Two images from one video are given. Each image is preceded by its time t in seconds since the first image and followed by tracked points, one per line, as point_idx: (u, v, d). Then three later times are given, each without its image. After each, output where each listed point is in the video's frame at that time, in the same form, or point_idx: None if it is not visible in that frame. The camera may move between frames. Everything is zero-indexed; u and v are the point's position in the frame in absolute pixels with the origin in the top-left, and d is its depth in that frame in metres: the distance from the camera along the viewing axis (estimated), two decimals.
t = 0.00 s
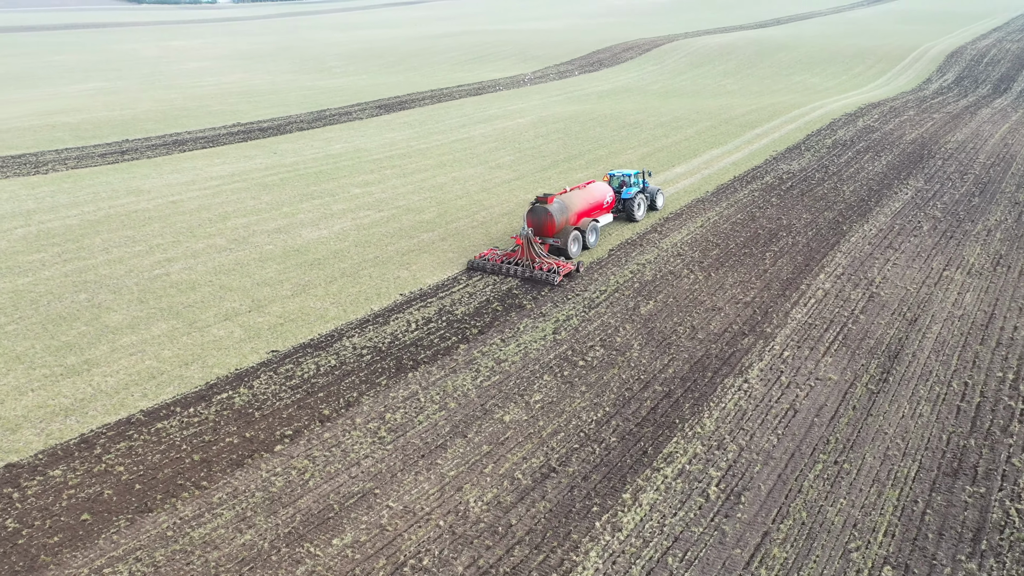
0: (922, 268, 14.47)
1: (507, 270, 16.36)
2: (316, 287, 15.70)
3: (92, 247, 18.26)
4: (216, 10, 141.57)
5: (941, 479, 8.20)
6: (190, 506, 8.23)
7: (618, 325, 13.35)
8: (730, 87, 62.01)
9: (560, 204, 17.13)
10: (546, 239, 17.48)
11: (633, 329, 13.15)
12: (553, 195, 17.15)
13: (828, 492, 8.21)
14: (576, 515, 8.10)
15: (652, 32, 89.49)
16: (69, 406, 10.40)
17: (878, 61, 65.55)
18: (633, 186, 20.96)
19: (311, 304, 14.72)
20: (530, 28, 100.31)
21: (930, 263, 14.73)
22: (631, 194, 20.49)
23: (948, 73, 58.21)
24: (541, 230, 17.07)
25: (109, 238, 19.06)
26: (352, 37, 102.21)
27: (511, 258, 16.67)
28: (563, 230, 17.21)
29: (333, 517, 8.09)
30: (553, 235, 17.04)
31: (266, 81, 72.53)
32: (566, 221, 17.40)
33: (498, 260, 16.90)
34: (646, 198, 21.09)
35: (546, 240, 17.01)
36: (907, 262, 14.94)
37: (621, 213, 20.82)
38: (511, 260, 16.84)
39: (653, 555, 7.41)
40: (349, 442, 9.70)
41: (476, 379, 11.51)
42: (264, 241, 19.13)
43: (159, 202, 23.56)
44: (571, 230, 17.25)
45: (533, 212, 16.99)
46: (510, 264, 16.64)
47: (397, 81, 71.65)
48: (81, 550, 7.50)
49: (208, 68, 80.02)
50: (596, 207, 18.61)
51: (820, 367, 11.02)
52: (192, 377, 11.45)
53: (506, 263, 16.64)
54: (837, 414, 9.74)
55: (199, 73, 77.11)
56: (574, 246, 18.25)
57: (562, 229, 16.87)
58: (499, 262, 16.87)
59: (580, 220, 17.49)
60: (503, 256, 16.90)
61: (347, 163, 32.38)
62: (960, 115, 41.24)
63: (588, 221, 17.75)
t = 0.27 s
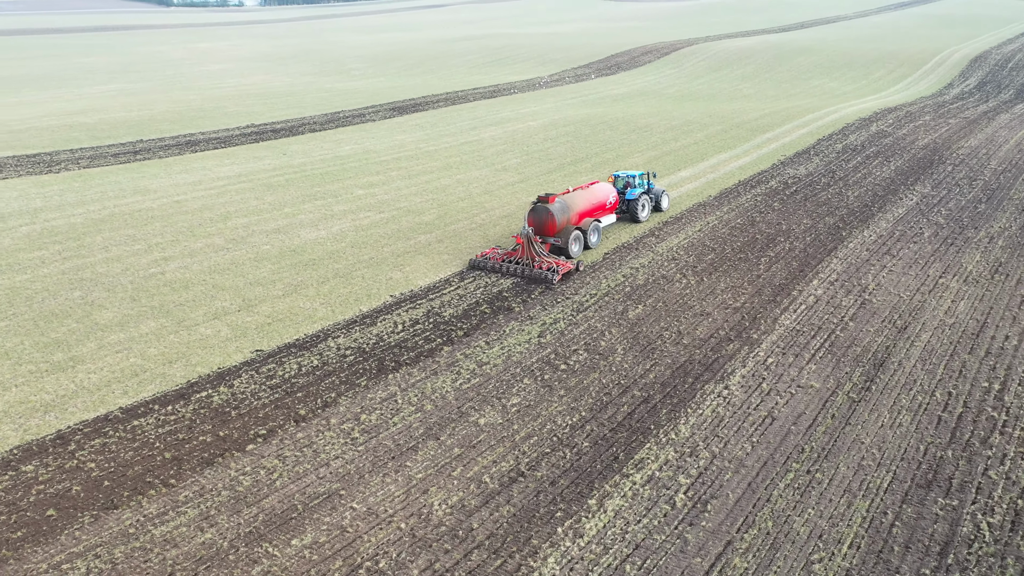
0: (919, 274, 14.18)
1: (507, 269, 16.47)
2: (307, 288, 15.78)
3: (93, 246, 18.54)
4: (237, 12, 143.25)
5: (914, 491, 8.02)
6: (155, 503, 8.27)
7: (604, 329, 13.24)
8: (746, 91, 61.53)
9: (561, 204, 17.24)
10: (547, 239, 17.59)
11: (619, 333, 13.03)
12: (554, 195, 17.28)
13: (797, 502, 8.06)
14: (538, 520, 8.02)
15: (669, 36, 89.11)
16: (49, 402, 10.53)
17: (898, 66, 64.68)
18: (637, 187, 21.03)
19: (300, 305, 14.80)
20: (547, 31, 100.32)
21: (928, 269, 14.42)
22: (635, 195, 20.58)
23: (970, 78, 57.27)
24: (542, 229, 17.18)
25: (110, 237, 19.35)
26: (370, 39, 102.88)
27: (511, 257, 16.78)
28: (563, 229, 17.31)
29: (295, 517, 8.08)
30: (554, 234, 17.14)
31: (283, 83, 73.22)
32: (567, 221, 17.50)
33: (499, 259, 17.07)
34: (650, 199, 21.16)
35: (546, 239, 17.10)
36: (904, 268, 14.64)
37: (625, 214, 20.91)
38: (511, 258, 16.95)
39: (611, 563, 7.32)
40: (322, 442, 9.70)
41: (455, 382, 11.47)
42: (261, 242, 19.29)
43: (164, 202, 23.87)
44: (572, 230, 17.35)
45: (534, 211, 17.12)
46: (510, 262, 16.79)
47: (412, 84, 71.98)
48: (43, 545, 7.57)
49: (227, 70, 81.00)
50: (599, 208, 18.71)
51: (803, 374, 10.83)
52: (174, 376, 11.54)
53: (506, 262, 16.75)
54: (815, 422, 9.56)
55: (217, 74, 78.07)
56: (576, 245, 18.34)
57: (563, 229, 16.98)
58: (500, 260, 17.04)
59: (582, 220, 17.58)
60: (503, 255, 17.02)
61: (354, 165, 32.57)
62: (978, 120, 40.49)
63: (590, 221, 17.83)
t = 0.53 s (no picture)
0: (913, 279, 13.89)
1: (507, 266, 16.70)
2: (298, 286, 15.91)
3: (93, 244, 18.85)
4: (258, 14, 144.95)
5: (881, 500, 7.86)
6: (120, 497, 8.34)
7: (588, 332, 13.16)
8: (762, 94, 61.00)
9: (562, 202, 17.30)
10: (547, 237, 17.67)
11: (603, 335, 12.94)
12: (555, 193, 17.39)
13: (760, 509, 7.93)
14: (498, 521, 7.98)
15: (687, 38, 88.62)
16: (31, 396, 10.70)
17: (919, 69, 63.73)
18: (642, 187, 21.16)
19: (289, 303, 14.93)
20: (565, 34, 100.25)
21: (923, 274, 14.12)
22: (639, 195, 20.71)
23: (994, 82, 56.24)
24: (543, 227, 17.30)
25: (112, 235, 19.67)
26: (388, 41, 103.47)
27: (512, 254, 17.01)
28: (564, 227, 17.37)
29: (256, 514, 8.10)
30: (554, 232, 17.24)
31: (299, 84, 73.87)
32: (568, 219, 17.56)
33: (499, 256, 17.28)
34: (654, 199, 21.28)
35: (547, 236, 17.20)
36: (899, 272, 14.36)
37: (629, 213, 21.04)
38: (512, 255, 17.18)
39: (565, 566, 7.26)
40: (293, 440, 9.73)
41: (433, 382, 11.46)
42: (259, 240, 19.49)
43: (168, 201, 24.21)
44: (572, 228, 17.41)
45: (535, 209, 17.25)
46: (510, 260, 17.01)
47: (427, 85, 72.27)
48: (6, 537, 7.68)
49: (245, 70, 81.94)
50: (601, 207, 18.79)
51: (783, 379, 10.67)
52: (156, 372, 11.67)
53: (507, 259, 16.98)
54: (788, 429, 9.42)
55: (235, 75, 78.99)
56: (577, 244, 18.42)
57: (563, 226, 17.05)
58: (500, 257, 17.25)
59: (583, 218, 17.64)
60: (504, 252, 17.25)
61: (360, 165, 32.78)
62: (998, 124, 39.68)
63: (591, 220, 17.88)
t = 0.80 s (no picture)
0: (905, 282, 13.64)
1: (507, 261, 16.92)
2: (289, 282, 16.06)
3: (94, 239, 19.18)
4: (280, 13, 146.37)
5: (842, 505, 7.74)
6: (87, 488, 8.47)
7: (570, 331, 13.12)
8: (778, 95, 60.38)
9: (563, 198, 17.41)
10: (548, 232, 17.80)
11: (585, 335, 12.88)
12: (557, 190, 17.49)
13: (719, 512, 7.86)
14: (455, 519, 7.97)
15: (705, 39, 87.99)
16: (14, 387, 10.94)
17: (941, 70, 62.63)
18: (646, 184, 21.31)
19: (279, 298, 15.08)
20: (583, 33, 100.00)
21: (915, 277, 13.85)
22: (642, 192, 20.85)
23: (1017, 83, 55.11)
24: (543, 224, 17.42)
25: (113, 231, 20.01)
26: (406, 40, 103.92)
27: (512, 250, 17.23)
28: (565, 223, 17.49)
29: (218, 507, 8.17)
30: (555, 229, 17.37)
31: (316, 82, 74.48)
32: (569, 215, 17.67)
33: (500, 252, 17.48)
34: (658, 196, 21.40)
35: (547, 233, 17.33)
36: (892, 275, 14.11)
37: (633, 211, 21.16)
38: (512, 251, 17.38)
39: (516, 565, 7.23)
40: (264, 434, 9.81)
41: (410, 379, 11.48)
42: (256, 237, 19.72)
43: (173, 198, 24.57)
44: (573, 224, 17.52)
45: (536, 206, 17.38)
46: (510, 255, 17.22)
47: (442, 84, 72.51)
48: None
49: (264, 69, 82.79)
50: (604, 203, 18.87)
51: (760, 381, 10.55)
52: (139, 365, 11.85)
53: (507, 254, 17.19)
54: (759, 431, 9.31)
55: (254, 73, 79.81)
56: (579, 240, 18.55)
57: (564, 223, 17.17)
58: (501, 253, 17.44)
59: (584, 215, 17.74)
60: (505, 248, 17.47)
61: (367, 163, 33.01)
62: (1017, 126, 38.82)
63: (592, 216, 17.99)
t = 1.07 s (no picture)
0: (895, 283, 13.40)
1: (507, 255, 17.15)
2: (281, 276, 16.23)
3: (96, 232, 19.55)
4: (302, 11, 147.72)
5: (798, 507, 7.65)
6: (55, 474, 8.64)
7: (553, 328, 13.09)
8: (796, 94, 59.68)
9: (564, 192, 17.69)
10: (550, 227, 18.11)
11: (566, 333, 12.84)
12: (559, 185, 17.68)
13: (675, 511, 7.80)
14: (411, 513, 8.00)
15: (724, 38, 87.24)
16: None
17: (964, 70, 61.46)
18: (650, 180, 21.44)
19: (268, 292, 15.25)
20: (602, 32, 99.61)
21: (906, 278, 13.60)
22: (647, 188, 20.99)
23: None
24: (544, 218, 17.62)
25: (116, 224, 20.38)
26: (425, 38, 104.30)
27: (513, 244, 17.46)
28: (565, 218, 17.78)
29: (179, 495, 8.28)
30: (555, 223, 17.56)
31: (333, 79, 75.03)
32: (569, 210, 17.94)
33: (500, 245, 17.71)
34: (663, 193, 21.51)
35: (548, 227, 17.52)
36: (882, 276, 13.87)
37: (636, 207, 21.28)
38: (512, 245, 17.61)
39: (464, 559, 7.24)
40: (235, 425, 9.93)
41: (387, 373, 11.54)
42: (255, 231, 19.96)
43: (179, 193, 24.94)
44: (574, 219, 17.79)
45: (537, 200, 17.58)
46: (511, 249, 17.45)
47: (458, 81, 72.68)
48: None
49: (283, 66, 83.59)
50: (606, 200, 19.02)
51: (734, 381, 10.46)
52: (123, 355, 12.06)
53: (507, 248, 17.42)
54: (726, 431, 9.23)
55: (273, 70, 80.62)
56: (580, 235, 18.80)
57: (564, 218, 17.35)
58: (502, 247, 17.65)
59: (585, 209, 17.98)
60: (505, 242, 17.70)
61: (374, 159, 33.20)
62: None
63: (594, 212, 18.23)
